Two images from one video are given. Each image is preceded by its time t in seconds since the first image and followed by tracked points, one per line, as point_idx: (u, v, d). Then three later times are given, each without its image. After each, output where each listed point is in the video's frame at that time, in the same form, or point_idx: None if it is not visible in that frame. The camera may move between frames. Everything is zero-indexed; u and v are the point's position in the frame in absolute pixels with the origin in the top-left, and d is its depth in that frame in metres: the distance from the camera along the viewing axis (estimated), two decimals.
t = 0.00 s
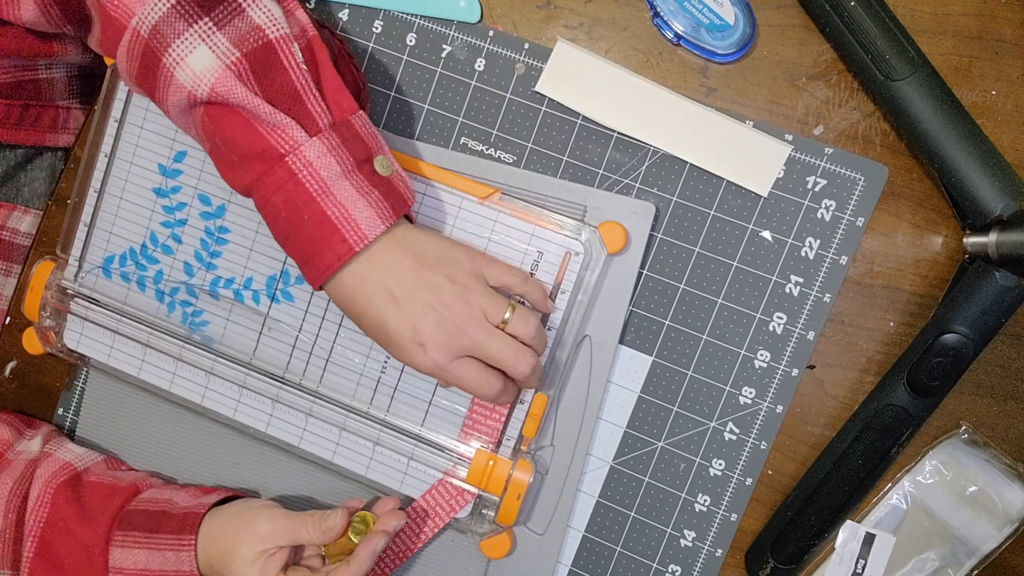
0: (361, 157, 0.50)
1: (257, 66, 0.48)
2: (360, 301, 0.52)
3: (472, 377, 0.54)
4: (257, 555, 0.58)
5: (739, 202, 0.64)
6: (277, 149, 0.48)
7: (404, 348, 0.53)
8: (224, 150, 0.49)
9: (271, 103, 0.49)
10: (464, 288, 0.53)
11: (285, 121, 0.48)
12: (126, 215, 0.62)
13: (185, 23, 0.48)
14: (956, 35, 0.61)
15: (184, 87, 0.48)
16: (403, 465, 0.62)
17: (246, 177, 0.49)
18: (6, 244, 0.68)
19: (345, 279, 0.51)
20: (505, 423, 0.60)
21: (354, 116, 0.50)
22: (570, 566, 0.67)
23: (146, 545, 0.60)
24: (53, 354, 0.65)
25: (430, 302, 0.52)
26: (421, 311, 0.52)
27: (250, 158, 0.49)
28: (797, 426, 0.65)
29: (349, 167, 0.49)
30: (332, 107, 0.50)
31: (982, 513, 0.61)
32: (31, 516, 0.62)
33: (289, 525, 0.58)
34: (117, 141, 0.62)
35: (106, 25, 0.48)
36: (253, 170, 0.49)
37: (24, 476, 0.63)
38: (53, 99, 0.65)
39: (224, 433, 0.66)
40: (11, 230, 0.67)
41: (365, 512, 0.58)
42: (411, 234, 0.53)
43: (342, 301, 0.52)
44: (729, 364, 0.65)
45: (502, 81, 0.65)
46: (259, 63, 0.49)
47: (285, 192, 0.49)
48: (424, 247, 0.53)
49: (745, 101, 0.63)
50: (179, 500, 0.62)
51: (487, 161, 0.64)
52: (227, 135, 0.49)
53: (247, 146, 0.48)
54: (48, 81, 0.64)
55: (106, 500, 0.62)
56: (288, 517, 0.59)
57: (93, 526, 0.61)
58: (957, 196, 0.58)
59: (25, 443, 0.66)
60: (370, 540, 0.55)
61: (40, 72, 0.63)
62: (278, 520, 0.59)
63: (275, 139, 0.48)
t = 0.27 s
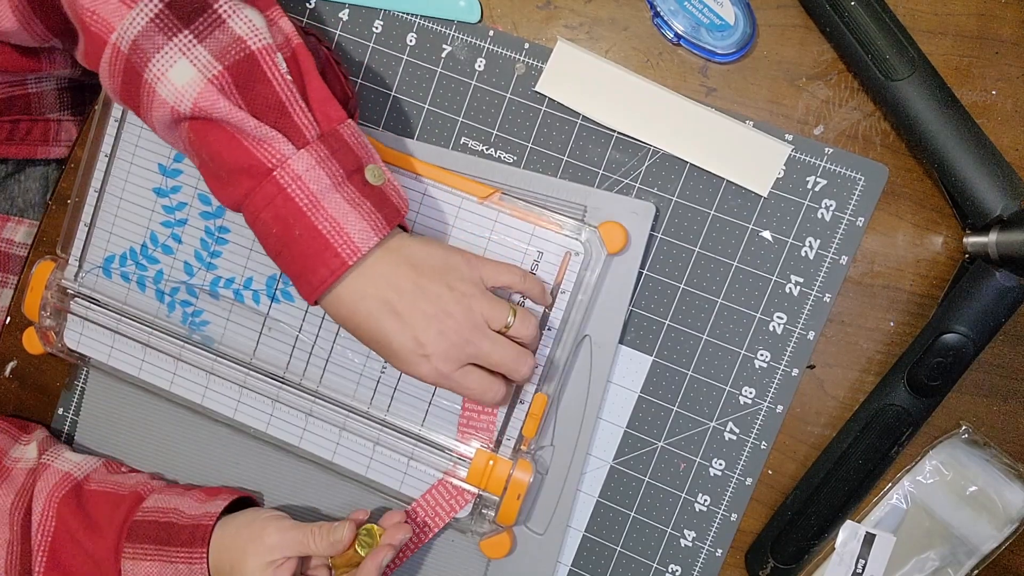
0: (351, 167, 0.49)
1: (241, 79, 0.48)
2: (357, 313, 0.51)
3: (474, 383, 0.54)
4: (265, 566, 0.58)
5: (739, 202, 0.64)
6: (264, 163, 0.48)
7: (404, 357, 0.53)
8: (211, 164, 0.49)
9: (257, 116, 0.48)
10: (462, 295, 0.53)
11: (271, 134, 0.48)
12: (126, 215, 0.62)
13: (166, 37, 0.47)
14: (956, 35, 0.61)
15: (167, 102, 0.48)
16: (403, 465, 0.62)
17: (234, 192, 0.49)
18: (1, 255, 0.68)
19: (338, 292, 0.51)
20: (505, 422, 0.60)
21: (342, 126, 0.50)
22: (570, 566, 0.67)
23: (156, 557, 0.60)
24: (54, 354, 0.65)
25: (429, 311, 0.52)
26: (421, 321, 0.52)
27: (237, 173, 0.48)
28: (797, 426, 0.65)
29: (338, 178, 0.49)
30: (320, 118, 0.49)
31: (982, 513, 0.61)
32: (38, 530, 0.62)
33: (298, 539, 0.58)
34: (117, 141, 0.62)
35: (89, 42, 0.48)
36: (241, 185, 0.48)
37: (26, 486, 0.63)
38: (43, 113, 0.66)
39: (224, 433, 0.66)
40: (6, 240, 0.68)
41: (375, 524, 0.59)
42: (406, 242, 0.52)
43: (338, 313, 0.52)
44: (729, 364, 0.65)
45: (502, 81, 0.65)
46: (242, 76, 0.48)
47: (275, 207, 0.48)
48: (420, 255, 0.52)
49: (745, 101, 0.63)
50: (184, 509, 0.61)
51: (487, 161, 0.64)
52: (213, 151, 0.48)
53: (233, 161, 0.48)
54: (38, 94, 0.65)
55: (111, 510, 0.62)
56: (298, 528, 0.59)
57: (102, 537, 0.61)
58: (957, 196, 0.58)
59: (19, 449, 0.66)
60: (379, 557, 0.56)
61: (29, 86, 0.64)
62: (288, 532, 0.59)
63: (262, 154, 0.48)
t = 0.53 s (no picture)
0: (328, 191, 0.48)
1: (208, 107, 0.46)
2: (351, 339, 0.52)
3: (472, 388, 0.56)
4: (264, 556, 0.58)
5: (739, 202, 0.64)
6: (238, 194, 0.47)
7: (402, 375, 0.54)
8: (186, 196, 0.48)
9: (227, 145, 0.47)
10: (452, 308, 0.53)
11: (243, 164, 0.47)
12: (126, 215, 0.62)
13: (128, 66, 0.45)
14: (956, 35, 0.61)
15: (134, 133, 0.46)
16: (403, 465, 0.62)
17: (210, 223, 0.48)
18: None
19: (328, 318, 0.51)
20: (505, 422, 0.60)
21: (316, 148, 0.48)
22: (570, 566, 0.67)
23: (157, 557, 0.60)
24: (53, 354, 0.65)
25: (421, 328, 0.53)
26: (414, 340, 0.53)
27: (211, 205, 0.47)
28: (797, 426, 0.65)
29: (316, 205, 0.48)
30: (293, 141, 0.48)
31: (982, 513, 0.61)
32: (38, 532, 0.62)
33: (296, 527, 0.58)
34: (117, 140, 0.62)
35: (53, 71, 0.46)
36: (217, 217, 0.48)
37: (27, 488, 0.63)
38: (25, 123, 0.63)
39: (224, 433, 0.66)
40: None
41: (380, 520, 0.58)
42: (389, 261, 0.52)
43: (331, 338, 0.52)
44: (729, 364, 0.65)
45: (502, 81, 0.65)
46: (209, 104, 0.46)
47: (252, 238, 0.48)
48: (405, 274, 0.52)
49: (745, 102, 0.63)
50: (184, 509, 0.61)
51: (487, 161, 0.64)
52: (186, 182, 0.47)
53: (207, 193, 0.47)
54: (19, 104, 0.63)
55: (111, 511, 0.62)
56: (296, 517, 0.59)
57: (103, 538, 0.61)
58: (957, 196, 0.58)
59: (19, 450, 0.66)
60: (381, 548, 0.56)
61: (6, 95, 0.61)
62: (286, 522, 0.59)
63: (235, 185, 0.47)
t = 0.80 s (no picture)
0: (307, 227, 0.49)
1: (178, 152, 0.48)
2: (345, 372, 0.53)
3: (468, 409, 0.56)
4: (265, 547, 0.58)
5: (739, 202, 0.64)
6: (216, 239, 0.48)
7: (398, 402, 0.55)
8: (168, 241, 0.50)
9: (201, 188, 0.48)
10: (444, 335, 0.53)
11: (218, 208, 0.48)
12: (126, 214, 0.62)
13: (96, 117, 0.48)
14: (956, 35, 0.61)
15: (108, 184, 0.49)
16: (403, 465, 0.62)
17: (192, 268, 0.50)
18: None
19: (319, 353, 0.52)
20: (505, 423, 0.60)
21: (291, 182, 0.49)
22: (570, 566, 0.67)
23: (158, 556, 0.60)
24: (54, 354, 0.65)
25: (414, 357, 0.53)
26: (408, 369, 0.53)
27: (191, 250, 0.49)
28: (797, 426, 0.65)
29: (295, 242, 0.48)
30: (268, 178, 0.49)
31: (982, 513, 0.61)
32: (38, 532, 0.62)
33: (298, 518, 0.59)
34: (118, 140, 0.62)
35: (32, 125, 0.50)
36: (198, 261, 0.49)
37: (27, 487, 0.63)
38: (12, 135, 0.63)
39: (224, 434, 0.66)
40: None
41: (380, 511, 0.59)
42: (377, 292, 0.51)
43: (325, 370, 0.53)
44: (730, 364, 0.65)
45: (502, 81, 0.65)
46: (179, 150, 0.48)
47: (234, 281, 0.49)
48: (394, 304, 0.51)
49: (745, 102, 0.63)
50: (184, 507, 0.62)
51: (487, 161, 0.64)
52: (166, 228, 0.49)
53: (185, 239, 0.49)
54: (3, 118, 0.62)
55: (111, 510, 0.62)
56: (298, 509, 0.59)
57: (103, 538, 0.61)
58: (957, 196, 0.58)
59: (16, 450, 0.65)
60: (381, 534, 0.56)
61: None
62: (288, 513, 0.59)
63: (212, 230, 0.48)
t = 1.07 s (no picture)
0: (299, 221, 0.48)
1: (165, 153, 0.48)
2: (346, 365, 0.52)
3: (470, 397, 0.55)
4: (265, 547, 0.58)
5: (739, 202, 0.64)
6: (210, 237, 0.48)
7: (398, 393, 0.54)
8: (163, 243, 0.50)
9: (191, 188, 0.48)
10: (442, 325, 0.52)
11: (210, 206, 0.48)
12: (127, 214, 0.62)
13: (80, 121, 0.48)
14: (956, 36, 0.61)
15: (98, 187, 0.49)
16: (403, 465, 0.62)
17: (189, 268, 0.50)
18: None
19: (319, 347, 0.52)
20: (505, 423, 0.60)
21: (281, 177, 0.48)
22: (570, 566, 0.67)
23: (158, 557, 0.60)
24: (53, 354, 0.65)
25: (413, 348, 0.52)
26: (408, 360, 0.53)
27: (186, 250, 0.49)
28: (797, 426, 0.65)
29: (288, 237, 0.48)
30: (257, 174, 0.48)
31: (981, 513, 0.61)
32: (37, 533, 0.62)
33: (298, 518, 0.59)
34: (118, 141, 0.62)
35: (20, 133, 0.50)
36: (194, 261, 0.49)
37: (26, 488, 0.63)
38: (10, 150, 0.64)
39: (224, 434, 0.66)
40: None
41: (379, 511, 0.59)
42: (374, 284, 0.51)
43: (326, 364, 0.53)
44: (729, 364, 0.65)
45: (502, 81, 0.65)
46: (166, 150, 0.48)
47: (230, 279, 0.49)
48: (391, 296, 0.51)
49: (745, 102, 0.63)
50: (184, 507, 0.62)
51: (487, 162, 0.64)
52: (160, 230, 0.49)
53: (180, 239, 0.49)
54: None
55: (111, 511, 0.62)
56: (298, 509, 0.59)
57: (102, 538, 0.61)
58: (957, 196, 0.58)
59: (15, 450, 0.65)
60: (381, 533, 0.55)
61: None
62: (288, 513, 0.59)
63: (206, 229, 0.48)
